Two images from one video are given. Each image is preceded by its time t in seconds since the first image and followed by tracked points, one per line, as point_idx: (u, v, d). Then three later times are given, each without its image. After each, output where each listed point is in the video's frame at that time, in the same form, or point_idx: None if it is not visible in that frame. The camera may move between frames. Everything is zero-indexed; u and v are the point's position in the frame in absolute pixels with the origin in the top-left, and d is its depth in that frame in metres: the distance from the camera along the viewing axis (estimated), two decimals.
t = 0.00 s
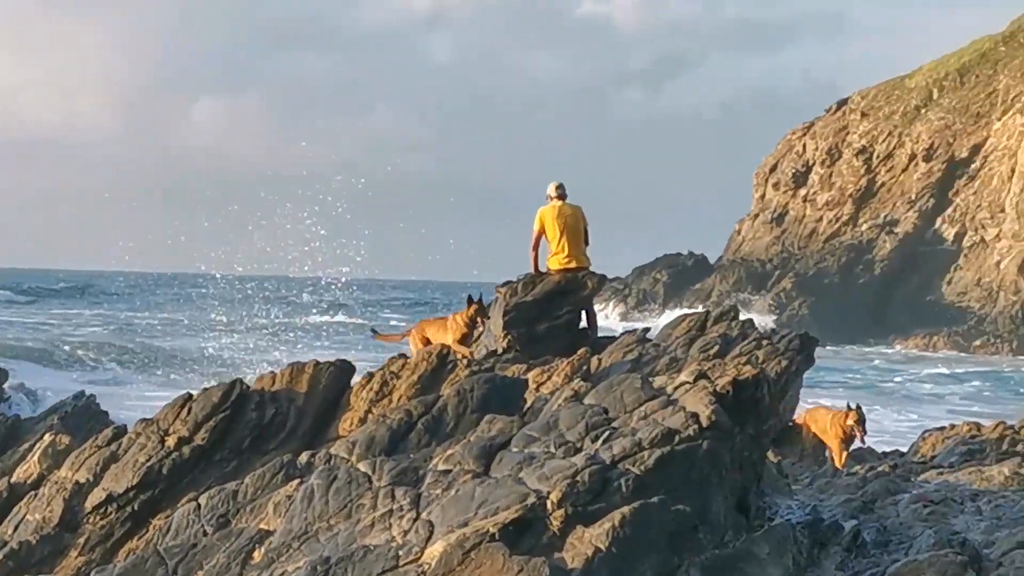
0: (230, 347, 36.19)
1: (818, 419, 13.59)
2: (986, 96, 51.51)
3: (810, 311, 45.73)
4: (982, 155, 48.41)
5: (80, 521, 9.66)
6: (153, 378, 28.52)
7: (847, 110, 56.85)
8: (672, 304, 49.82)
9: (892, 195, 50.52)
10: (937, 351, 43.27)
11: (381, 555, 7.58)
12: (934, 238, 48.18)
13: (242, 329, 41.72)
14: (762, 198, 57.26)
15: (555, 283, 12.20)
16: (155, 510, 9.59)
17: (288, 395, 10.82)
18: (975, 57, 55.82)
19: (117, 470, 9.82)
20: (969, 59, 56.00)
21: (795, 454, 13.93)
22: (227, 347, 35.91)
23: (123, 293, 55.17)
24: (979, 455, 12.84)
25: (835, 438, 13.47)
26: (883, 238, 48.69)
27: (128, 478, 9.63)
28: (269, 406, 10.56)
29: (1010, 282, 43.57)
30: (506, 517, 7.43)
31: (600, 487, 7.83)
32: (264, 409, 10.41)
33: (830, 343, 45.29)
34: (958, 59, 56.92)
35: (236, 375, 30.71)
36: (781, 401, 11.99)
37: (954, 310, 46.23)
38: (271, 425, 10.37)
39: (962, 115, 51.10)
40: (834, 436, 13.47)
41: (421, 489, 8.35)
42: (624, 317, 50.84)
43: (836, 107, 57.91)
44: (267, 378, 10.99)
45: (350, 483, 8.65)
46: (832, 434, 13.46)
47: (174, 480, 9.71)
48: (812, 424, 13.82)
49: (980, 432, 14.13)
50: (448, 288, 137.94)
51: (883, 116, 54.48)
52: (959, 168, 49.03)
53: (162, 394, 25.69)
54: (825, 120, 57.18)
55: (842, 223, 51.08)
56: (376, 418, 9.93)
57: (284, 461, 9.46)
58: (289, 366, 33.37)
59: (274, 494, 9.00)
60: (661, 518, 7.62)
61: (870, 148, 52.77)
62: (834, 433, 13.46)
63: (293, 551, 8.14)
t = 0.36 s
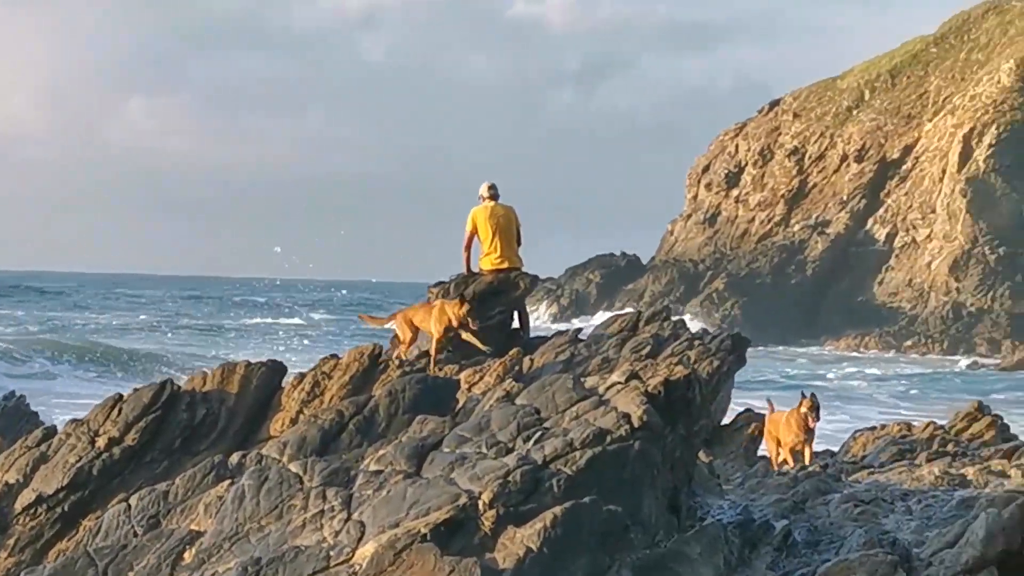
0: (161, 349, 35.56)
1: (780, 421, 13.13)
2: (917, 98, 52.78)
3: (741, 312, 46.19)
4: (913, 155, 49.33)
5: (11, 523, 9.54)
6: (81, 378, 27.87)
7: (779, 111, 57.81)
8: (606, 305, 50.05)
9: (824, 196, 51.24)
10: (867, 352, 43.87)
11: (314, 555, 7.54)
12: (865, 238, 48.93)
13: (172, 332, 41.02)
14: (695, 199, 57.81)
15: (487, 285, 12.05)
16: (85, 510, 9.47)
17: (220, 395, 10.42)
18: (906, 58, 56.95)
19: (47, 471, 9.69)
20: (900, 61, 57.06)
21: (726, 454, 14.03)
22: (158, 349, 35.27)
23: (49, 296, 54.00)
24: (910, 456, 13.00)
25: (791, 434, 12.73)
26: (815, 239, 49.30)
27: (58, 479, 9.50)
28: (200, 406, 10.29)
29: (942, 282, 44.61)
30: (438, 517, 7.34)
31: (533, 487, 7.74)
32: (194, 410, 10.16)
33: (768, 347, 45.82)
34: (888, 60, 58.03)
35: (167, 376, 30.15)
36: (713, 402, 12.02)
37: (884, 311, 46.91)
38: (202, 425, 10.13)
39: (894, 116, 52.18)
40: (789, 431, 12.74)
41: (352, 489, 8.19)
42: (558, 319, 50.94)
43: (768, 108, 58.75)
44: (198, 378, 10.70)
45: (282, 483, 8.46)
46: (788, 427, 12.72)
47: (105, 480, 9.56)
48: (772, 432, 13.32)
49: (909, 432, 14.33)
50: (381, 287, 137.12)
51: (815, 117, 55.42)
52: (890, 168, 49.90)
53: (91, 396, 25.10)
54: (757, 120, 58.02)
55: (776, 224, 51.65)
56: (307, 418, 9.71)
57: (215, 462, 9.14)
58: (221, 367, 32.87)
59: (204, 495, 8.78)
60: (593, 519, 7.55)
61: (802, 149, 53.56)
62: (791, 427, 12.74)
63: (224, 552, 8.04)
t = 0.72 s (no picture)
0: (97, 344, 34.95)
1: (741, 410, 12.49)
2: (857, 94, 53.65)
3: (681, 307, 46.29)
4: (853, 152, 50.15)
5: None
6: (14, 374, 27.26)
7: (720, 107, 58.36)
8: (546, 301, 50.07)
9: (764, 191, 51.79)
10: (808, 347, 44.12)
11: (251, 551, 7.49)
12: (805, 234, 49.31)
13: (108, 329, 40.31)
14: (634, 194, 58.06)
15: (427, 279, 11.87)
16: (23, 507, 9.43)
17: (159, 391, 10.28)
18: (846, 55, 57.81)
19: None
20: (839, 57, 57.81)
21: (665, 450, 14.07)
22: (94, 344, 34.63)
23: None
24: (847, 451, 13.14)
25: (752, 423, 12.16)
26: (755, 234, 49.60)
27: None
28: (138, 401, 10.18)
29: (881, 277, 45.29)
30: (377, 514, 7.26)
31: (471, 482, 7.67)
32: (132, 406, 10.07)
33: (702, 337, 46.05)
34: (828, 56, 58.78)
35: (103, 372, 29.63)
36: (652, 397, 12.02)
37: (823, 307, 47.46)
38: (141, 420, 10.02)
39: (833, 113, 52.98)
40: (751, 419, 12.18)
41: (291, 485, 8.12)
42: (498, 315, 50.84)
43: (708, 103, 59.27)
44: (137, 374, 10.52)
45: (219, 479, 8.39)
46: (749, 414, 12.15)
47: (43, 477, 9.54)
48: (730, 415, 12.84)
49: (847, 427, 14.49)
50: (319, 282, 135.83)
51: (754, 113, 56.06)
52: (829, 164, 50.66)
53: (25, 392, 24.56)
54: (698, 116, 58.52)
55: (717, 220, 52.00)
56: (247, 413, 9.54)
57: (152, 457, 9.02)
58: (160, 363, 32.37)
59: (141, 490, 8.68)
60: (531, 514, 7.49)
61: (741, 146, 54.14)
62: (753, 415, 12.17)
63: (162, 548, 8.00)
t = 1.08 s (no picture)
0: (45, 337, 34.35)
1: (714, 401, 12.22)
2: (810, 87, 54.15)
3: (636, 300, 46.46)
4: (806, 145, 50.54)
5: None
6: None
7: (675, 100, 58.61)
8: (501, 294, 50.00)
9: (718, 185, 52.07)
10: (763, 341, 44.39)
11: (205, 545, 7.40)
12: (758, 227, 49.81)
13: (56, 322, 39.65)
14: (589, 187, 58.16)
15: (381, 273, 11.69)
16: None
17: (111, 384, 10.14)
18: (800, 48, 58.40)
19: None
20: (793, 51, 58.32)
21: (618, 442, 14.09)
22: (41, 338, 34.03)
23: None
24: (800, 444, 13.27)
25: (723, 415, 12.03)
26: (709, 227, 49.94)
27: None
28: (90, 395, 10.04)
29: (835, 271, 45.83)
30: (329, 506, 7.19)
31: (424, 475, 7.61)
32: (84, 399, 9.93)
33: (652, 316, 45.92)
34: (783, 50, 59.25)
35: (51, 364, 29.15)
36: (606, 390, 12.00)
37: (775, 301, 47.62)
38: (93, 414, 9.88)
39: (787, 106, 53.42)
40: (721, 410, 12.05)
41: (243, 478, 8.02)
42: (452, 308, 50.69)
43: (663, 96, 59.49)
44: (90, 368, 10.38)
45: (172, 472, 8.27)
46: (717, 402, 12.02)
47: None
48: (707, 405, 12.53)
49: (800, 420, 14.61)
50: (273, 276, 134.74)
51: (709, 106, 56.40)
52: (783, 157, 50.98)
53: None
54: (653, 109, 58.73)
55: (671, 213, 52.18)
56: (200, 406, 9.41)
57: (104, 449, 8.89)
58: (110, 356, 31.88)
59: (93, 483, 8.55)
60: (484, 507, 7.43)
61: (696, 139, 54.45)
62: (724, 407, 12.04)
63: (114, 541, 7.88)
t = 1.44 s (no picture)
0: None
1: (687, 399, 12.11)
2: (765, 80, 54.51)
3: (591, 292, 46.75)
4: (760, 137, 50.69)
5: None
6: None
7: (629, 93, 58.74)
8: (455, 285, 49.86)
9: (672, 177, 52.28)
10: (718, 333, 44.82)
11: (157, 537, 7.35)
12: (712, 219, 49.78)
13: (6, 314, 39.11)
14: (543, 179, 58.21)
15: (334, 263, 11.60)
16: None
17: (63, 375, 9.94)
18: (754, 40, 58.70)
19: None
20: (747, 44, 58.66)
21: (572, 434, 14.11)
22: None
23: None
24: (753, 435, 13.38)
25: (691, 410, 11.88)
26: (664, 219, 50.06)
27: None
28: (42, 386, 9.88)
29: (789, 263, 46.10)
30: (284, 498, 7.16)
31: (379, 466, 7.55)
32: (37, 391, 9.77)
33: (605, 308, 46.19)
34: (737, 42, 59.51)
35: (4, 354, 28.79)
36: (559, 381, 11.95)
37: (731, 292, 48.17)
38: (46, 405, 9.74)
39: (741, 98, 53.68)
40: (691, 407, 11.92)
41: (196, 470, 7.94)
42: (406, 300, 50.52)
43: (617, 89, 59.57)
44: (42, 360, 10.20)
45: (125, 464, 8.16)
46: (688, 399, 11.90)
47: None
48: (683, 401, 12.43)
49: (754, 412, 14.71)
50: (228, 268, 133.64)
51: (663, 99, 56.57)
52: (738, 149, 51.18)
53: None
54: (607, 101, 58.81)
55: (626, 205, 52.36)
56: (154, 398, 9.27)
57: (56, 442, 8.81)
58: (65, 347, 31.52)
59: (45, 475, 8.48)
60: (439, 497, 7.38)
61: (650, 131, 54.61)
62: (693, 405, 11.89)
63: (66, 533, 7.79)
